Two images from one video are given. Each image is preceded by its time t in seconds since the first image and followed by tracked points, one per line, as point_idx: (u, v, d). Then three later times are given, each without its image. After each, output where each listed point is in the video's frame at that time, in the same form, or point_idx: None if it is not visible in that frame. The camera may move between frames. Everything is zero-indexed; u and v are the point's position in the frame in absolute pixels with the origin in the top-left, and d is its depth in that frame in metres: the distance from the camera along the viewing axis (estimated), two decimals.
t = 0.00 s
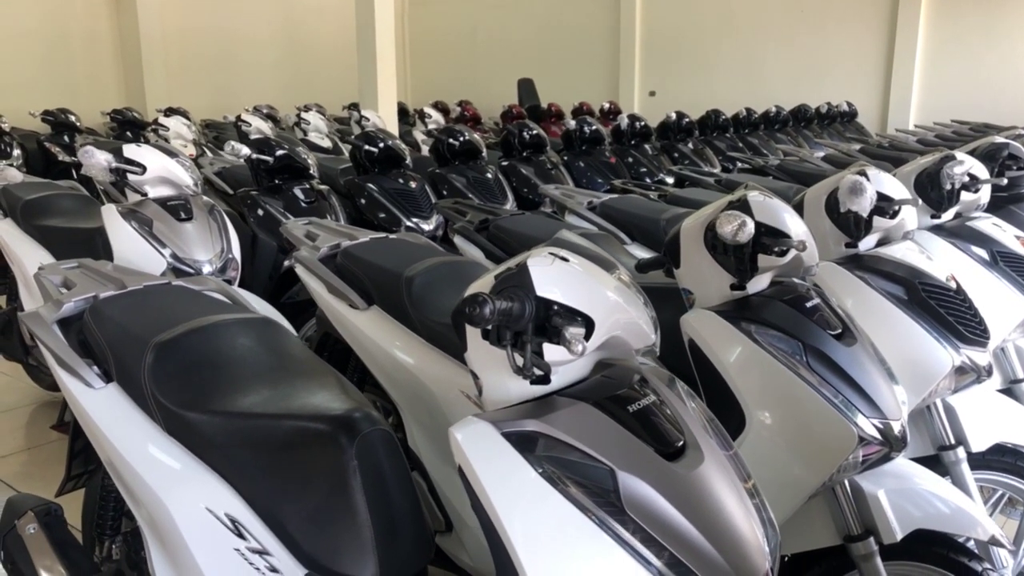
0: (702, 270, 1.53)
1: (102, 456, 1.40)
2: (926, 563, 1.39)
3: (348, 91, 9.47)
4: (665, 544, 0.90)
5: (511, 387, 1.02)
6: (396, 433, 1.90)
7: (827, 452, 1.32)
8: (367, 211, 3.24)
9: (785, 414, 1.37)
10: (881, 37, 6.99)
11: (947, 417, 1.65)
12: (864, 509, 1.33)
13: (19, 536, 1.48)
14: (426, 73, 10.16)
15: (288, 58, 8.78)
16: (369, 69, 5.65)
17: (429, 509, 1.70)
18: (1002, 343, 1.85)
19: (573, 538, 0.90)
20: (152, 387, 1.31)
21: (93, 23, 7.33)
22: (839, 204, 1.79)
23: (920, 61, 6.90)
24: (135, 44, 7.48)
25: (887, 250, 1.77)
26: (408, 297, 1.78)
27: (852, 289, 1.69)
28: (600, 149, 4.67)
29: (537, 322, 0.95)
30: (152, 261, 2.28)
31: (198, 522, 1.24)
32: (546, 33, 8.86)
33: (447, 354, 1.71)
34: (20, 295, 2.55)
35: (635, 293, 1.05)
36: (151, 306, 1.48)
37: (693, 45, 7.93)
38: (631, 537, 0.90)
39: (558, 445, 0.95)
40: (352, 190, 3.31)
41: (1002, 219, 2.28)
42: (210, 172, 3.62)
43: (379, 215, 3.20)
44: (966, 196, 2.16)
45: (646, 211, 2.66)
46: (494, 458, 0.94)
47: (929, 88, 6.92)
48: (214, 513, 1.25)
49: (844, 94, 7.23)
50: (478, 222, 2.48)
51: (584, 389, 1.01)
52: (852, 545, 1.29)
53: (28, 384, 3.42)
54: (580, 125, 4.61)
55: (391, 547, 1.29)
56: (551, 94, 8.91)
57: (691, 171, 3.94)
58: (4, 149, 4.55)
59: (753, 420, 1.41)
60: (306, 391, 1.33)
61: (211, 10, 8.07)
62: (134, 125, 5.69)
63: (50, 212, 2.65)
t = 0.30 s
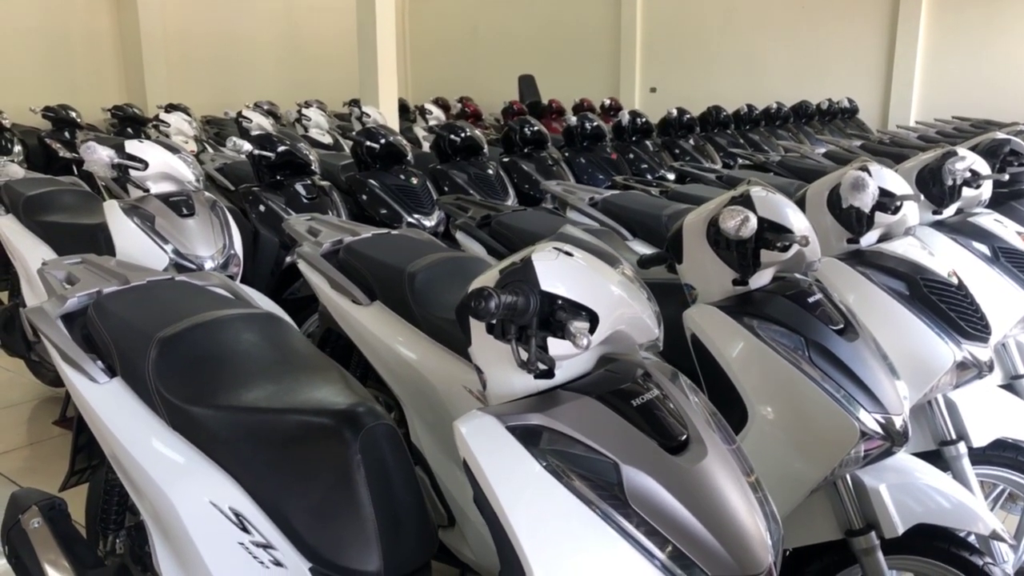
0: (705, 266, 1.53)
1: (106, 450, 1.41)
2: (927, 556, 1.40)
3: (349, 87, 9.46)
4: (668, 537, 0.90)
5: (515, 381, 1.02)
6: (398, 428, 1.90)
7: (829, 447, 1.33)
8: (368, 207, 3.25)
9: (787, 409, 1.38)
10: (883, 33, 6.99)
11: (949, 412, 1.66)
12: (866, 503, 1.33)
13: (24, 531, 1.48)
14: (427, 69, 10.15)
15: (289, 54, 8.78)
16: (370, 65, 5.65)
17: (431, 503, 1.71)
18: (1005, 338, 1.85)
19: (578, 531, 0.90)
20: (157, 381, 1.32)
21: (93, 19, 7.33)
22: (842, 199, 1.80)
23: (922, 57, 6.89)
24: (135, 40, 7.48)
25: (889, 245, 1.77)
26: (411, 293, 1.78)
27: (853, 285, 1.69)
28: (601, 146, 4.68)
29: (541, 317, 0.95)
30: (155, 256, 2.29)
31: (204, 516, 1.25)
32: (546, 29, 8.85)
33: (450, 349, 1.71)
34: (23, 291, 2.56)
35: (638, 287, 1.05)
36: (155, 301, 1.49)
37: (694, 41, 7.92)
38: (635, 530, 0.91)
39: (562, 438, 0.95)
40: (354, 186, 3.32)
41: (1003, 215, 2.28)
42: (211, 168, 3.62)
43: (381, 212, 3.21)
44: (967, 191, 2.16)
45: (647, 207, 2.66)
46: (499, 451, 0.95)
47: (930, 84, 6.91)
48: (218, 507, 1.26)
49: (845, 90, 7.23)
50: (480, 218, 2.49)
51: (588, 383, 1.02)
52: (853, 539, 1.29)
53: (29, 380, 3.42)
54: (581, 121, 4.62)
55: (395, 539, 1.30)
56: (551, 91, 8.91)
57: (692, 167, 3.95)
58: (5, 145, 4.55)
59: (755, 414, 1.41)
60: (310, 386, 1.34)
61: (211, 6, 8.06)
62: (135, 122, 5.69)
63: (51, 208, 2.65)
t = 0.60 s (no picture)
0: (706, 261, 1.53)
1: (107, 445, 1.41)
2: (927, 551, 1.40)
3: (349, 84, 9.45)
4: (671, 533, 0.90)
5: (516, 377, 1.02)
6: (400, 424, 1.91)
7: (831, 442, 1.33)
8: (369, 203, 3.24)
9: (788, 405, 1.38)
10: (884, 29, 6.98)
11: (950, 408, 1.66)
12: (867, 499, 1.33)
13: (24, 526, 1.48)
14: (427, 66, 10.14)
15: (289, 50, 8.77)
16: (370, 61, 5.64)
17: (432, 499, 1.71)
18: (1005, 334, 1.86)
19: (580, 526, 0.90)
20: (157, 377, 1.32)
21: (94, 16, 7.33)
22: (843, 195, 1.79)
23: (923, 53, 6.88)
24: (135, 37, 7.47)
25: (890, 242, 1.77)
26: (411, 289, 1.78)
27: (854, 281, 1.69)
28: (601, 142, 4.67)
29: (543, 313, 0.95)
30: (156, 253, 2.30)
31: (205, 511, 1.25)
32: (547, 25, 8.84)
33: (450, 345, 1.71)
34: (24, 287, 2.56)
35: (640, 283, 1.05)
36: (156, 297, 1.49)
37: (695, 37, 7.91)
38: (638, 526, 0.91)
39: (564, 434, 0.95)
40: (354, 183, 3.32)
41: (1004, 211, 2.28)
42: (212, 164, 3.62)
43: (381, 208, 3.21)
44: (969, 187, 2.16)
45: (648, 203, 2.66)
46: (501, 447, 0.95)
47: (931, 80, 6.91)
48: (220, 503, 1.26)
49: (846, 86, 7.22)
50: (481, 214, 2.49)
51: (589, 379, 1.02)
52: (854, 535, 1.30)
53: (30, 376, 3.42)
54: (582, 117, 4.61)
55: (397, 535, 1.30)
56: (552, 87, 8.90)
57: (693, 163, 3.94)
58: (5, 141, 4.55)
59: (757, 410, 1.41)
60: (311, 382, 1.34)
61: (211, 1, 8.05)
62: (135, 118, 5.68)
63: (52, 204, 2.65)
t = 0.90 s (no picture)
0: (704, 257, 1.53)
1: (107, 440, 1.41)
2: (924, 545, 1.41)
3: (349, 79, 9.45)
4: (668, 527, 0.91)
5: (514, 371, 1.03)
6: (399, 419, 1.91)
7: (828, 438, 1.33)
8: (369, 199, 3.25)
9: (786, 401, 1.38)
10: (884, 24, 6.97)
11: (947, 404, 1.67)
12: (864, 494, 1.34)
13: (25, 520, 1.49)
14: (427, 61, 10.13)
15: (289, 45, 8.76)
16: (370, 57, 5.64)
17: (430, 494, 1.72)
18: (1003, 330, 1.86)
19: (578, 520, 0.91)
20: (158, 372, 1.33)
21: (94, 11, 7.32)
22: (842, 191, 1.79)
23: (923, 49, 6.88)
24: (135, 32, 7.46)
25: (888, 238, 1.77)
26: (411, 284, 1.78)
27: (852, 277, 1.70)
28: (601, 137, 4.67)
29: (541, 308, 0.96)
30: (156, 248, 2.30)
31: (205, 505, 1.25)
32: (548, 20, 8.83)
33: (450, 340, 1.72)
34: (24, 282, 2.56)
35: (638, 279, 1.06)
36: (156, 292, 1.49)
37: (695, 33, 7.91)
38: (635, 520, 0.92)
39: (561, 428, 0.96)
40: (355, 178, 3.32)
41: (1003, 207, 2.28)
42: (212, 160, 3.63)
43: (381, 203, 3.21)
44: (968, 183, 2.16)
45: (647, 199, 2.66)
46: (499, 441, 0.96)
47: (931, 77, 6.90)
48: (219, 497, 1.26)
49: (846, 82, 7.22)
50: (480, 210, 2.49)
51: (587, 373, 1.02)
52: (852, 530, 1.30)
53: (30, 371, 3.43)
54: (582, 113, 4.61)
55: (396, 527, 1.30)
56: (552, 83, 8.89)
57: (692, 159, 3.95)
58: (5, 137, 4.55)
59: (754, 405, 1.42)
60: (311, 377, 1.34)
61: None
62: (135, 113, 5.68)
63: (53, 200, 2.66)
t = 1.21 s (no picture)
0: (696, 251, 1.54)
1: (100, 436, 1.41)
2: (915, 538, 1.41)
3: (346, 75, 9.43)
4: (656, 520, 0.91)
5: (504, 364, 1.03)
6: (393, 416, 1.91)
7: (818, 431, 1.34)
8: (364, 195, 3.24)
9: (777, 394, 1.39)
10: (881, 20, 6.98)
11: (938, 397, 1.67)
12: (855, 487, 1.34)
13: (18, 517, 1.49)
14: (424, 57, 10.12)
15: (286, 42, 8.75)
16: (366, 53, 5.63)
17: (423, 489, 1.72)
18: (996, 324, 1.88)
19: (566, 513, 0.91)
20: (149, 367, 1.33)
21: (90, 8, 7.30)
22: (834, 185, 1.80)
23: (920, 45, 6.88)
24: (132, 29, 7.45)
25: (880, 232, 1.78)
26: (404, 279, 1.79)
27: (844, 271, 1.70)
28: (598, 134, 4.67)
29: (529, 301, 0.96)
30: (151, 245, 2.30)
31: (197, 500, 1.26)
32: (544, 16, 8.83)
33: (443, 335, 1.72)
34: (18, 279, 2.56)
35: (627, 273, 1.06)
36: (148, 288, 1.49)
37: (692, 29, 7.90)
38: (624, 513, 0.92)
39: (550, 421, 0.96)
40: (350, 174, 3.32)
41: (996, 201, 2.29)
42: (207, 157, 3.62)
43: (377, 200, 3.21)
44: (961, 177, 2.16)
45: (643, 195, 2.66)
46: (487, 435, 0.96)
47: (928, 72, 6.91)
48: (212, 492, 1.27)
49: (843, 78, 7.22)
50: (475, 206, 2.49)
51: (576, 366, 1.02)
52: (842, 523, 1.31)
53: (26, 369, 3.43)
54: (578, 109, 4.60)
55: (388, 520, 1.31)
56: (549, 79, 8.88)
57: (688, 155, 3.95)
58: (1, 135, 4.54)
59: (745, 398, 1.42)
60: (303, 371, 1.34)
61: None
62: (131, 110, 5.67)
63: (48, 196, 2.66)
